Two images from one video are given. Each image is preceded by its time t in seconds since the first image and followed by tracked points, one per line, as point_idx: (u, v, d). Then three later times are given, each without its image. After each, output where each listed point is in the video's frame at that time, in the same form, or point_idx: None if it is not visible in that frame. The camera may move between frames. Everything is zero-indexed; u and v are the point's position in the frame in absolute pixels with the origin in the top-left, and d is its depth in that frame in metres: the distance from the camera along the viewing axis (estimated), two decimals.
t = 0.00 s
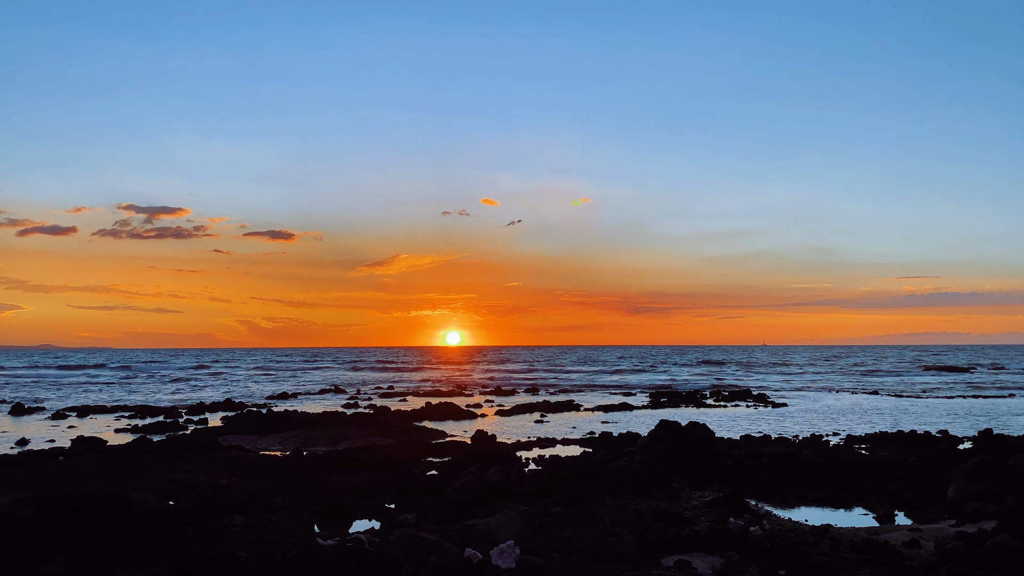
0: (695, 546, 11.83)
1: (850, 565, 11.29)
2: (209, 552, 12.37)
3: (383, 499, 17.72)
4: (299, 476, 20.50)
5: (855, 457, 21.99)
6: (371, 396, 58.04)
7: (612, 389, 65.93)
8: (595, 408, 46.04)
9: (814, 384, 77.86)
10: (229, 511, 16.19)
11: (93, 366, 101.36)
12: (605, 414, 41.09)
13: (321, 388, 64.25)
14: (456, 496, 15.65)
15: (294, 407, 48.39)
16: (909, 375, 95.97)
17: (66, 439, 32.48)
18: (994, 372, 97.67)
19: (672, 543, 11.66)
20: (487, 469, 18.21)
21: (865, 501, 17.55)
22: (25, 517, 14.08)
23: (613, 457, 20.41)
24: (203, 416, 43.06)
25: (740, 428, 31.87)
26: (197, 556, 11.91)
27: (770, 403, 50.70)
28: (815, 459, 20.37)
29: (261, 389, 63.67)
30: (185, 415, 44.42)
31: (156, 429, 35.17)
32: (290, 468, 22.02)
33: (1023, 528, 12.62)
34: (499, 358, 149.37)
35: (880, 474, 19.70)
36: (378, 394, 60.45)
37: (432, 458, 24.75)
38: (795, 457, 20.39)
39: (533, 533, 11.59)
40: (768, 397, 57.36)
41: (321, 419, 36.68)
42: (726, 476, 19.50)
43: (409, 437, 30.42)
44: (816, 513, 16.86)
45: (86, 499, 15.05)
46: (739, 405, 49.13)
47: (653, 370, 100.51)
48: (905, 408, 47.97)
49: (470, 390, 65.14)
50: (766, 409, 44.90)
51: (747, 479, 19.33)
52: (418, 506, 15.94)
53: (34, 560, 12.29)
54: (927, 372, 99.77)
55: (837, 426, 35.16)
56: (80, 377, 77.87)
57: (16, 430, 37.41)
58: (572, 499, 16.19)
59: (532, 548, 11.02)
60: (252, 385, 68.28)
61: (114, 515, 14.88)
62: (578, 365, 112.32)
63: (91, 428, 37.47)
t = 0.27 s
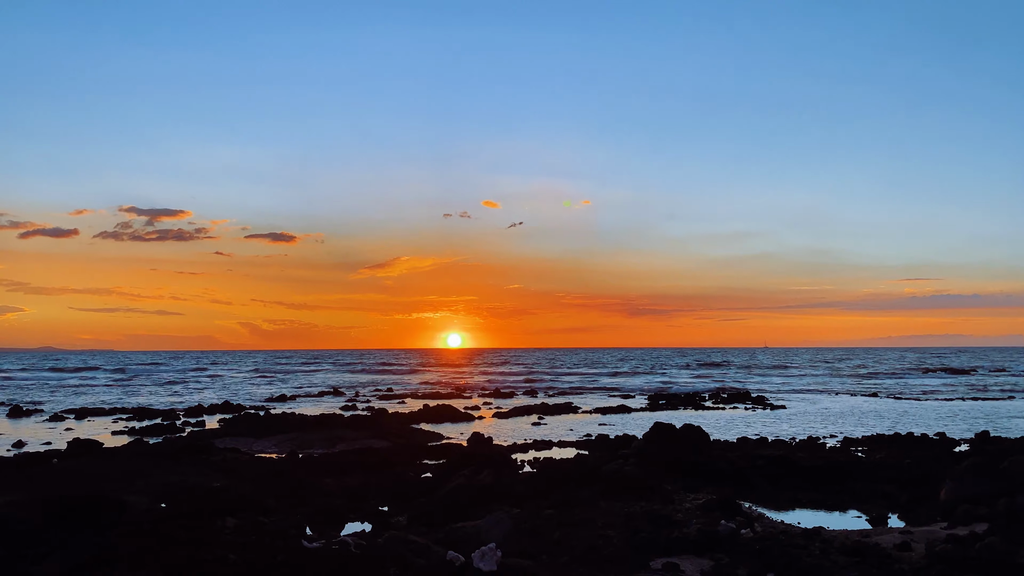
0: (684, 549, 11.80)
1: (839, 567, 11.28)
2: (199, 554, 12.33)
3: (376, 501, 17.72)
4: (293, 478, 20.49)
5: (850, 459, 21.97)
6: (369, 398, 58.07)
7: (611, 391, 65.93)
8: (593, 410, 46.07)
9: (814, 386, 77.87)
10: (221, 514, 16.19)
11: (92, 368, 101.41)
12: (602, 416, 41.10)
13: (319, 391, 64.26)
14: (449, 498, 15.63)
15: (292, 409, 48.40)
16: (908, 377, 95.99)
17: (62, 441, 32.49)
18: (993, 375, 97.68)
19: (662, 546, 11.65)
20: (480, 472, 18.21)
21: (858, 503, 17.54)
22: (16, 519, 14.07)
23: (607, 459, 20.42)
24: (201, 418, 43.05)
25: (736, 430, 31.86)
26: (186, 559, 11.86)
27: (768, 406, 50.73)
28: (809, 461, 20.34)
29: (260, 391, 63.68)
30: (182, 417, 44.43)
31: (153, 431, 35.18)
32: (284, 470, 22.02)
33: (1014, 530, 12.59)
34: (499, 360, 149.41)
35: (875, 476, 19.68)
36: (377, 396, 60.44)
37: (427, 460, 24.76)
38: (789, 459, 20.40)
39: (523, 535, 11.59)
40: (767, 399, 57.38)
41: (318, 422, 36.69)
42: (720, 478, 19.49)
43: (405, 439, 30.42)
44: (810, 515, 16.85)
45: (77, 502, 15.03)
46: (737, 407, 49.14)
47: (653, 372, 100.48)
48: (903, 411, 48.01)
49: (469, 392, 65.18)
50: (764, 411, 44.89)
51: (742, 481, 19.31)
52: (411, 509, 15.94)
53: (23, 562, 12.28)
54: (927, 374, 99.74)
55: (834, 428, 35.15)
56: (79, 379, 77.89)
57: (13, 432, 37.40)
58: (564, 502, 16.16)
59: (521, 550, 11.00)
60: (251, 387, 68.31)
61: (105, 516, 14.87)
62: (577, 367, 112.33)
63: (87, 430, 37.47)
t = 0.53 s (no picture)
0: (673, 548, 11.75)
1: (827, 566, 11.23)
2: (188, 553, 12.24)
3: (368, 500, 17.69)
4: (286, 478, 20.47)
5: (845, 459, 21.92)
6: (368, 398, 58.08)
7: (609, 392, 65.85)
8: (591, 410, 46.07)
9: (813, 386, 77.88)
10: (211, 513, 16.16)
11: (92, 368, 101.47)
12: (600, 416, 41.07)
13: (319, 391, 64.26)
14: (439, 498, 15.56)
15: (290, 409, 48.41)
16: (908, 377, 96.00)
17: (59, 441, 32.48)
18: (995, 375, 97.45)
19: (650, 546, 11.61)
20: (472, 471, 18.17)
21: (852, 503, 17.50)
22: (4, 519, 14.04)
23: (601, 459, 20.39)
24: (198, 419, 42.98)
25: (733, 430, 31.80)
26: (174, 560, 11.77)
27: (767, 406, 50.73)
28: (804, 461, 20.30)
29: (258, 392, 63.71)
30: (179, 418, 44.38)
31: (150, 431, 35.19)
32: (278, 469, 22.00)
33: (1005, 529, 12.54)
34: (500, 360, 149.52)
35: (868, 476, 19.63)
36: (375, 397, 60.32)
37: (421, 460, 24.73)
38: (783, 459, 20.36)
39: (510, 534, 11.56)
40: (765, 399, 57.35)
41: (315, 422, 36.68)
42: (714, 479, 19.43)
43: (401, 439, 30.41)
44: (802, 514, 16.80)
45: (66, 501, 15.01)
46: (735, 407, 49.12)
47: (653, 373, 100.49)
48: (901, 411, 47.99)
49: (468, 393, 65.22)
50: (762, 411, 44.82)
51: (736, 481, 19.26)
52: (402, 508, 15.90)
53: (10, 562, 12.25)
54: (927, 374, 99.50)
55: (831, 428, 35.11)
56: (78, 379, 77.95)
57: (10, 432, 37.41)
58: (556, 502, 16.11)
59: (508, 549, 10.97)
60: (250, 387, 68.33)
61: (94, 516, 14.84)
62: (577, 367, 112.22)
63: (84, 430, 37.47)
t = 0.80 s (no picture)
0: (659, 547, 11.70)
1: (814, 566, 11.15)
2: (174, 552, 12.21)
3: (359, 499, 17.63)
4: (278, 476, 20.41)
5: (839, 458, 21.86)
6: (365, 397, 58.01)
7: (608, 391, 65.79)
8: (589, 409, 46.02)
9: (812, 385, 77.79)
10: (201, 512, 16.10)
11: (91, 367, 101.58)
12: (597, 415, 41.03)
13: (317, 389, 64.20)
14: (429, 496, 15.51)
15: (287, 408, 48.35)
16: (907, 376, 95.95)
17: (54, 439, 32.43)
18: (995, 374, 97.25)
19: (636, 545, 11.53)
20: (463, 470, 18.11)
21: (844, 502, 17.42)
22: None
23: (593, 458, 20.32)
24: (195, 417, 42.99)
25: (729, 429, 31.73)
26: (159, 558, 11.72)
27: (765, 404, 50.66)
28: (797, 460, 20.24)
29: (257, 390, 63.68)
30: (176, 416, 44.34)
31: (146, 430, 35.15)
32: (270, 468, 21.93)
33: (995, 529, 12.47)
34: (499, 359, 149.56)
35: (862, 475, 19.58)
36: (373, 395, 60.31)
37: (414, 458, 24.66)
38: (777, 458, 20.29)
39: (496, 534, 11.50)
40: (764, 398, 57.27)
41: (311, 420, 36.62)
42: (707, 477, 19.37)
43: (396, 437, 30.36)
44: (794, 513, 16.73)
45: (55, 500, 14.95)
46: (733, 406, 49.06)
47: (652, 371, 100.48)
48: (899, 409, 47.90)
49: (466, 391, 65.18)
50: (759, 410, 44.75)
51: (729, 480, 19.20)
52: (391, 507, 15.85)
53: None
54: (927, 373, 99.33)
55: (828, 426, 35.04)
56: (77, 378, 78.01)
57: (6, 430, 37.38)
58: (546, 500, 16.07)
59: (493, 548, 10.93)
60: (248, 386, 68.28)
61: (83, 515, 14.79)
62: (577, 366, 112.18)
63: (80, 429, 37.42)
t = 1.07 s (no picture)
0: (645, 546, 11.68)
1: (800, 565, 11.11)
2: (161, 552, 12.19)
3: (349, 497, 17.62)
4: (269, 474, 20.39)
5: (831, 456, 21.86)
6: (363, 395, 57.99)
7: (605, 388, 65.81)
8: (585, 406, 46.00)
9: (810, 382, 77.91)
10: (190, 510, 16.11)
11: (89, 364, 101.62)
12: (593, 412, 41.04)
13: (315, 387, 64.15)
14: (418, 495, 15.49)
15: (284, 405, 48.31)
16: (906, 373, 95.93)
17: (49, 437, 32.39)
18: (993, 371, 97.37)
19: (621, 545, 11.49)
20: (454, 468, 18.08)
21: (835, 500, 17.39)
22: None
23: (585, 455, 20.30)
24: (191, 415, 43.02)
25: (723, 426, 31.74)
26: (144, 558, 11.70)
27: (762, 401, 50.67)
28: (789, 458, 20.24)
29: (254, 388, 63.64)
30: (173, 414, 44.36)
31: (141, 427, 35.15)
32: (262, 466, 21.92)
33: (982, 528, 12.45)
34: (499, 356, 149.59)
35: (853, 473, 19.58)
36: (370, 393, 60.38)
37: (407, 456, 24.64)
38: (769, 456, 20.26)
39: (482, 533, 11.47)
40: (761, 395, 57.24)
41: (307, 417, 36.64)
42: (698, 476, 19.37)
43: (390, 435, 30.36)
44: (784, 511, 16.70)
45: (43, 499, 14.94)
46: (730, 403, 49.07)
47: (651, 368, 100.53)
48: (896, 407, 47.89)
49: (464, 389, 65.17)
50: (755, 407, 44.76)
51: (720, 478, 19.19)
52: (381, 505, 15.84)
53: None
54: (925, 370, 99.41)
55: (823, 424, 35.08)
56: (75, 375, 78.02)
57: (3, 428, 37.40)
58: (535, 499, 16.06)
59: (478, 547, 10.92)
60: (247, 383, 68.32)
61: (71, 513, 14.78)
62: (575, 364, 112.17)
63: (76, 426, 37.39)
